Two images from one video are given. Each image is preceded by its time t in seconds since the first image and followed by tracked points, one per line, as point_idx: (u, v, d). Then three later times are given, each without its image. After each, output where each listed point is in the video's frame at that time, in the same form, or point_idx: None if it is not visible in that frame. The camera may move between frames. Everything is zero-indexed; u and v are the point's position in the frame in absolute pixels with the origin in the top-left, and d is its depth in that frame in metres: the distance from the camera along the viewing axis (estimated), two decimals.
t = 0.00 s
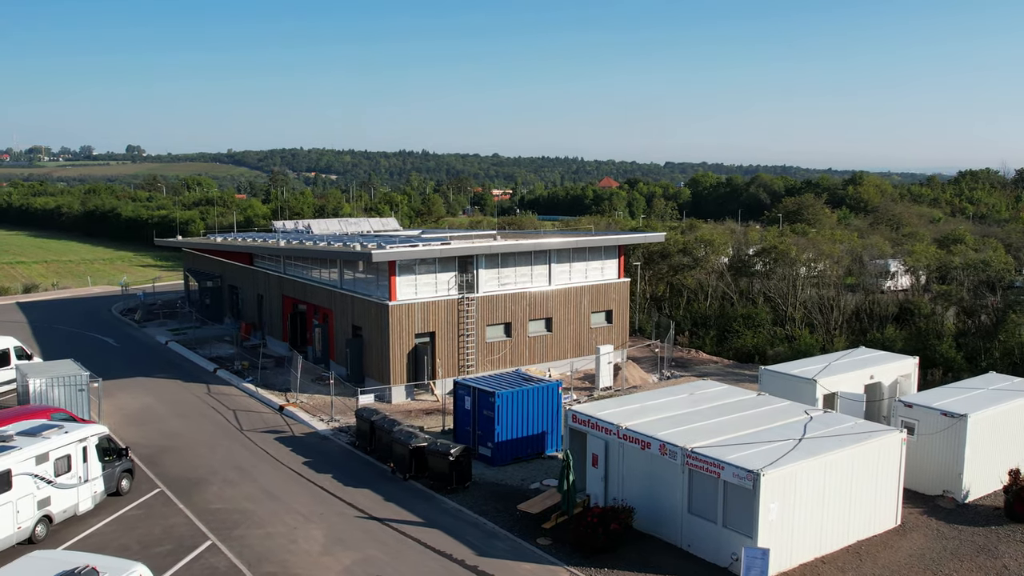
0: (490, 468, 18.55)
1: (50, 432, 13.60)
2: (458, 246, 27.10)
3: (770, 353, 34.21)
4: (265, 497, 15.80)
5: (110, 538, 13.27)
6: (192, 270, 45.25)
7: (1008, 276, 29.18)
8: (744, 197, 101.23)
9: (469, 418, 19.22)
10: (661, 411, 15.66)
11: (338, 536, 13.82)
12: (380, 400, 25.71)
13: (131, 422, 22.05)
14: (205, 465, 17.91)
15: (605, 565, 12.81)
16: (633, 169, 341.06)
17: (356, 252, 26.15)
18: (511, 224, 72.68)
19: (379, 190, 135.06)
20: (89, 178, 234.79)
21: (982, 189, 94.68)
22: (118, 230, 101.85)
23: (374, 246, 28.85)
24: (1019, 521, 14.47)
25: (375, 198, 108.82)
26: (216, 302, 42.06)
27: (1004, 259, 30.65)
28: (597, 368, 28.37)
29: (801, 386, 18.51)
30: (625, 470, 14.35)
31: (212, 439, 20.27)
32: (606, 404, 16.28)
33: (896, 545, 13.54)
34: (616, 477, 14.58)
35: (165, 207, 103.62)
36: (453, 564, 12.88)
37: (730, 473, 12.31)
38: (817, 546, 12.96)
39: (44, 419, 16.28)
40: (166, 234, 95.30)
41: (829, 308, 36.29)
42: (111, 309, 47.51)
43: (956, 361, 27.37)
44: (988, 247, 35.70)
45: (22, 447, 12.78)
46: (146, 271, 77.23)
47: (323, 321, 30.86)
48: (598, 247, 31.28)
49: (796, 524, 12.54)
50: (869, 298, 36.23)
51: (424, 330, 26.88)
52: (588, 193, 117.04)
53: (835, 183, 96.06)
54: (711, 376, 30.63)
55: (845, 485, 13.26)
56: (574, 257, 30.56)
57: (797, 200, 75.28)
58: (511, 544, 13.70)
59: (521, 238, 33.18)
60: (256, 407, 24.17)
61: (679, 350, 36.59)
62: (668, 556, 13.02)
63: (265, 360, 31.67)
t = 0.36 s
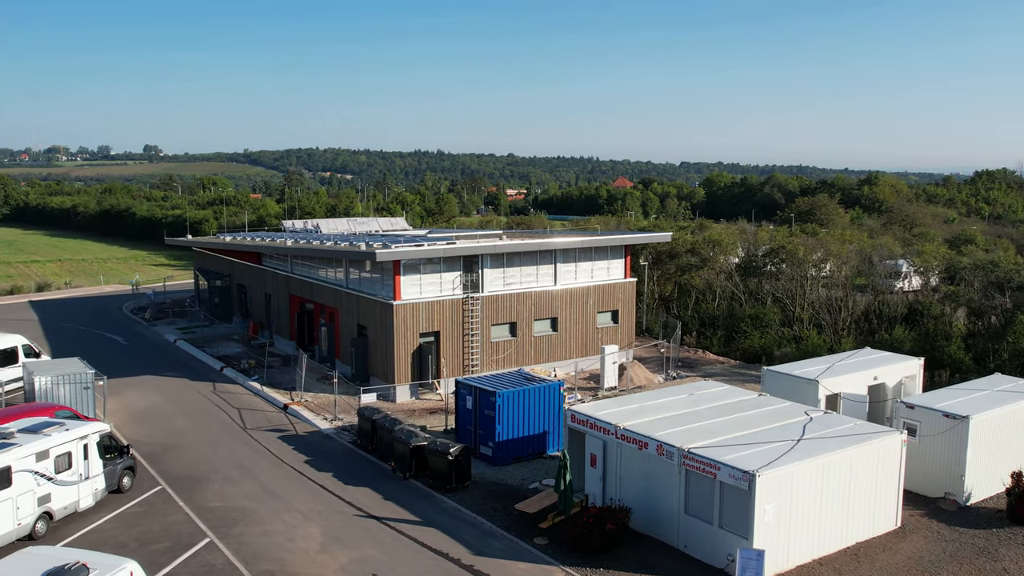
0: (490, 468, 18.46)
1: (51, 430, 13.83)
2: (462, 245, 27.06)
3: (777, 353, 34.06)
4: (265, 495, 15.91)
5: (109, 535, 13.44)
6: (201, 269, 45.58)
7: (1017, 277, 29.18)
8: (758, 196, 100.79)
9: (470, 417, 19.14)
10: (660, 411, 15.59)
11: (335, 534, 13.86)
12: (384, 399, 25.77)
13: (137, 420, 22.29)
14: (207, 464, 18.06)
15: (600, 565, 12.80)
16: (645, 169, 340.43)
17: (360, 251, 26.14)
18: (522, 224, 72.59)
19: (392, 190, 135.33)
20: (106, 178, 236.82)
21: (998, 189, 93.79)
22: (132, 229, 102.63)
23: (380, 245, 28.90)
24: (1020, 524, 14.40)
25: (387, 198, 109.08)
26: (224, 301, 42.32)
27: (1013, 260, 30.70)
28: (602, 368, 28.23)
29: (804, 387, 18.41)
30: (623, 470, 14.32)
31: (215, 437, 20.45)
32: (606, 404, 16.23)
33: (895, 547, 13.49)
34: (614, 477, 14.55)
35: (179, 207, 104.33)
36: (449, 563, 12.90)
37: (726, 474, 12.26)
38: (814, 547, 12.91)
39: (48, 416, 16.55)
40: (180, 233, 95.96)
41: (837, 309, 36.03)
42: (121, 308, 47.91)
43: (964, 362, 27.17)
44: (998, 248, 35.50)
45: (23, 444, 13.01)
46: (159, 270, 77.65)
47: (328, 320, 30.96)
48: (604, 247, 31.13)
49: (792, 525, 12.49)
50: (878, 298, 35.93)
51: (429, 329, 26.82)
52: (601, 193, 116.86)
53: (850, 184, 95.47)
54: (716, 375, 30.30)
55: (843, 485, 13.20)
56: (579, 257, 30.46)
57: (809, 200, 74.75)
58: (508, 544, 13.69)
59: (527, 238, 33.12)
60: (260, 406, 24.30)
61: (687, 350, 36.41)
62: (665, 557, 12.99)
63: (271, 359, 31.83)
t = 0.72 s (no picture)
0: (490, 468, 18.36)
1: (51, 427, 14.22)
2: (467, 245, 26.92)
3: (784, 354, 33.86)
4: (264, 493, 16.08)
5: (108, 532, 13.79)
6: (211, 269, 45.89)
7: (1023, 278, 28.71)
8: (773, 196, 100.22)
9: (471, 416, 19.08)
10: (659, 411, 15.54)
11: (332, 532, 14.00)
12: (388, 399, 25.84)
13: (143, 418, 22.61)
14: (209, 462, 18.28)
15: (595, 565, 12.79)
16: (658, 169, 339.40)
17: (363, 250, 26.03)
18: (532, 224, 72.47)
19: (405, 189, 135.55)
20: (122, 178, 238.33)
21: (1016, 189, 92.72)
22: (146, 229, 103.39)
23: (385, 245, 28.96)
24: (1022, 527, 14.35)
25: (398, 198, 109.21)
26: (233, 300, 42.56)
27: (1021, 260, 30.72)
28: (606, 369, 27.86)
29: (805, 388, 18.31)
30: (620, 470, 14.30)
31: (218, 435, 20.68)
32: (605, 404, 16.19)
33: (893, 549, 13.44)
34: (611, 477, 14.53)
35: (193, 206, 104.98)
36: (444, 562, 12.94)
37: (721, 475, 12.22)
38: (810, 549, 12.85)
39: (52, 413, 17.02)
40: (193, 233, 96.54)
41: (845, 309, 35.73)
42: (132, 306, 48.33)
43: (972, 364, 26.90)
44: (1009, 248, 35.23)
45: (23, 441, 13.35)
46: (173, 269, 78.17)
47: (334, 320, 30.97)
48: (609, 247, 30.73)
49: (789, 526, 12.43)
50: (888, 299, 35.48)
51: (433, 328, 26.69)
52: (615, 194, 116.50)
53: (865, 184, 94.70)
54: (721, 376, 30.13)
55: (841, 487, 13.14)
56: (584, 257, 30.07)
57: (822, 200, 74.13)
58: (505, 544, 13.69)
59: (533, 238, 32.94)
60: (264, 404, 24.46)
61: (693, 352, 35.89)
62: (661, 557, 12.98)
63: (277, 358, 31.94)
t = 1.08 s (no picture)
0: (488, 467, 18.32)
1: (49, 425, 14.44)
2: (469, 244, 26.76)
3: (788, 354, 33.59)
4: (261, 491, 16.26)
5: (104, 529, 14.11)
6: (218, 268, 46.15)
7: None
8: (785, 197, 99.72)
9: (470, 416, 19.06)
10: (655, 411, 15.50)
11: (326, 530, 14.17)
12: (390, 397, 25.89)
13: (145, 417, 22.89)
14: (208, 460, 18.49)
15: (587, 565, 12.78)
16: (669, 169, 338.80)
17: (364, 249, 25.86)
18: (536, 224, 72.35)
19: (415, 190, 135.71)
20: (135, 178, 239.58)
21: None
22: (158, 228, 103.92)
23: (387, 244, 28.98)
24: (1020, 529, 14.32)
25: (407, 198, 109.30)
26: (238, 299, 42.72)
27: None
28: (609, 369, 27.52)
29: (804, 389, 18.24)
30: (614, 470, 14.28)
31: (219, 434, 20.89)
32: (601, 404, 16.16)
33: (887, 551, 13.40)
34: (606, 477, 14.50)
35: (204, 206, 105.51)
36: (436, 561, 13.00)
37: (713, 475, 12.19)
38: (804, 550, 12.80)
39: (52, 411, 17.25)
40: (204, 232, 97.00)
41: (851, 309, 35.50)
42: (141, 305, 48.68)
43: (978, 365, 26.73)
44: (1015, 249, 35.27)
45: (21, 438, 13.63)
46: (184, 268, 78.59)
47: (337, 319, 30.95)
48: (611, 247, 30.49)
49: (780, 528, 12.38)
50: (894, 299, 35.28)
51: (435, 328, 26.52)
52: (627, 194, 116.23)
53: (878, 184, 94.05)
54: (724, 376, 29.93)
55: (834, 488, 13.09)
56: (586, 257, 29.83)
57: (833, 200, 73.70)
58: (498, 543, 13.71)
59: (536, 238, 32.75)
60: (266, 403, 24.59)
61: (696, 351, 35.26)
62: (653, 557, 12.96)
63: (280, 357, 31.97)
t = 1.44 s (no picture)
0: (483, 466, 18.33)
1: (42, 423, 14.78)
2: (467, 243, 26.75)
3: (788, 354, 33.28)
4: (255, 490, 16.42)
5: (98, 527, 14.37)
6: (221, 268, 46.33)
7: None
8: (794, 196, 99.29)
9: (465, 415, 19.06)
10: (647, 411, 15.49)
11: (317, 529, 14.29)
12: (389, 396, 25.95)
13: (144, 415, 23.11)
14: (204, 458, 18.66)
15: (576, 565, 12.79)
16: (676, 169, 338.06)
17: (362, 249, 25.91)
18: (539, 224, 72.19)
19: (422, 190, 135.81)
20: (144, 177, 240.48)
21: None
22: (166, 228, 104.37)
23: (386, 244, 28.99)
24: (1013, 531, 14.25)
25: (414, 197, 109.30)
26: (241, 299, 42.84)
27: None
28: (607, 369, 27.34)
29: (799, 389, 18.19)
30: (605, 470, 14.27)
31: (216, 432, 21.05)
32: (593, 403, 16.13)
33: (877, 552, 13.37)
34: (597, 477, 14.50)
35: (212, 206, 105.83)
36: (425, 559, 13.07)
37: (701, 475, 12.17)
38: (794, 551, 12.77)
39: (48, 409, 17.67)
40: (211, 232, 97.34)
41: (853, 310, 35.36)
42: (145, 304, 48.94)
43: (978, 365, 26.62)
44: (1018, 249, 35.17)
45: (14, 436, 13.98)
46: (191, 267, 78.91)
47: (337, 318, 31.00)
48: (611, 247, 30.39)
49: (769, 528, 12.35)
50: (899, 300, 34.81)
51: (433, 327, 26.51)
52: (635, 194, 115.98)
53: (887, 184, 93.53)
54: (723, 376, 29.69)
55: (825, 488, 13.05)
56: (586, 256, 29.72)
57: (840, 200, 73.36)
58: (487, 541, 13.75)
59: (536, 237, 32.66)
60: (264, 401, 24.69)
61: (697, 351, 35.08)
62: (642, 557, 12.96)
63: (280, 356, 32.07)
